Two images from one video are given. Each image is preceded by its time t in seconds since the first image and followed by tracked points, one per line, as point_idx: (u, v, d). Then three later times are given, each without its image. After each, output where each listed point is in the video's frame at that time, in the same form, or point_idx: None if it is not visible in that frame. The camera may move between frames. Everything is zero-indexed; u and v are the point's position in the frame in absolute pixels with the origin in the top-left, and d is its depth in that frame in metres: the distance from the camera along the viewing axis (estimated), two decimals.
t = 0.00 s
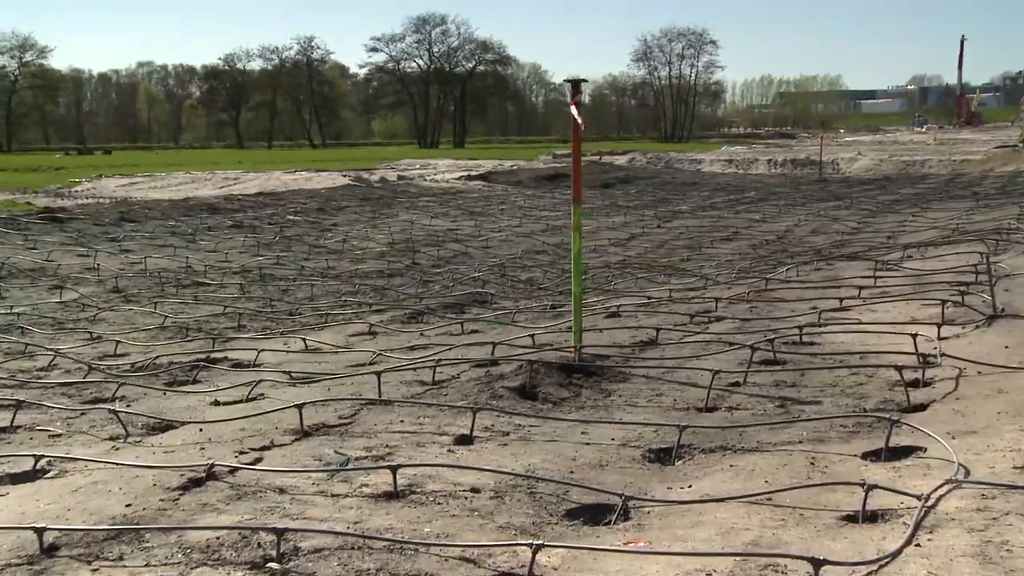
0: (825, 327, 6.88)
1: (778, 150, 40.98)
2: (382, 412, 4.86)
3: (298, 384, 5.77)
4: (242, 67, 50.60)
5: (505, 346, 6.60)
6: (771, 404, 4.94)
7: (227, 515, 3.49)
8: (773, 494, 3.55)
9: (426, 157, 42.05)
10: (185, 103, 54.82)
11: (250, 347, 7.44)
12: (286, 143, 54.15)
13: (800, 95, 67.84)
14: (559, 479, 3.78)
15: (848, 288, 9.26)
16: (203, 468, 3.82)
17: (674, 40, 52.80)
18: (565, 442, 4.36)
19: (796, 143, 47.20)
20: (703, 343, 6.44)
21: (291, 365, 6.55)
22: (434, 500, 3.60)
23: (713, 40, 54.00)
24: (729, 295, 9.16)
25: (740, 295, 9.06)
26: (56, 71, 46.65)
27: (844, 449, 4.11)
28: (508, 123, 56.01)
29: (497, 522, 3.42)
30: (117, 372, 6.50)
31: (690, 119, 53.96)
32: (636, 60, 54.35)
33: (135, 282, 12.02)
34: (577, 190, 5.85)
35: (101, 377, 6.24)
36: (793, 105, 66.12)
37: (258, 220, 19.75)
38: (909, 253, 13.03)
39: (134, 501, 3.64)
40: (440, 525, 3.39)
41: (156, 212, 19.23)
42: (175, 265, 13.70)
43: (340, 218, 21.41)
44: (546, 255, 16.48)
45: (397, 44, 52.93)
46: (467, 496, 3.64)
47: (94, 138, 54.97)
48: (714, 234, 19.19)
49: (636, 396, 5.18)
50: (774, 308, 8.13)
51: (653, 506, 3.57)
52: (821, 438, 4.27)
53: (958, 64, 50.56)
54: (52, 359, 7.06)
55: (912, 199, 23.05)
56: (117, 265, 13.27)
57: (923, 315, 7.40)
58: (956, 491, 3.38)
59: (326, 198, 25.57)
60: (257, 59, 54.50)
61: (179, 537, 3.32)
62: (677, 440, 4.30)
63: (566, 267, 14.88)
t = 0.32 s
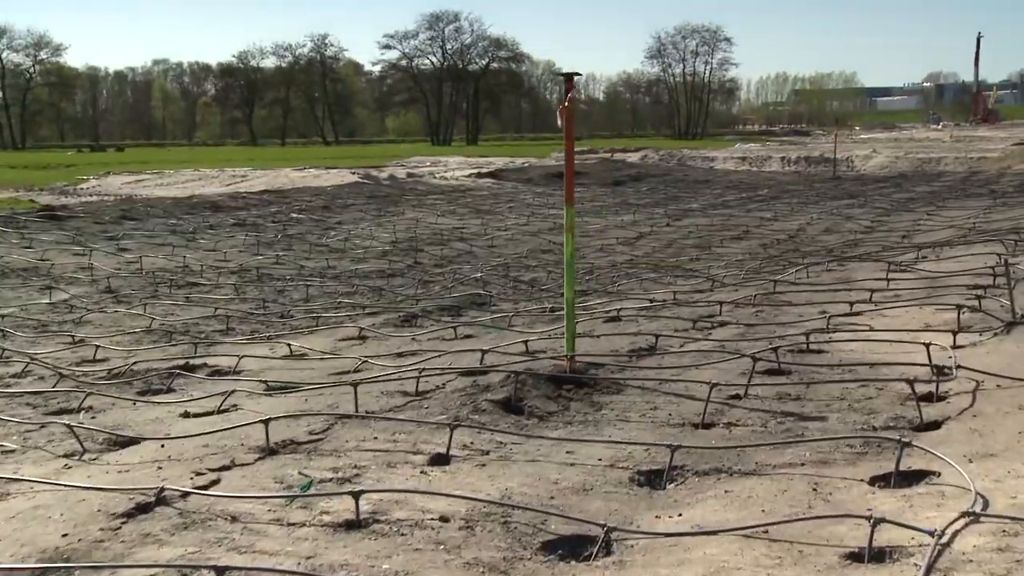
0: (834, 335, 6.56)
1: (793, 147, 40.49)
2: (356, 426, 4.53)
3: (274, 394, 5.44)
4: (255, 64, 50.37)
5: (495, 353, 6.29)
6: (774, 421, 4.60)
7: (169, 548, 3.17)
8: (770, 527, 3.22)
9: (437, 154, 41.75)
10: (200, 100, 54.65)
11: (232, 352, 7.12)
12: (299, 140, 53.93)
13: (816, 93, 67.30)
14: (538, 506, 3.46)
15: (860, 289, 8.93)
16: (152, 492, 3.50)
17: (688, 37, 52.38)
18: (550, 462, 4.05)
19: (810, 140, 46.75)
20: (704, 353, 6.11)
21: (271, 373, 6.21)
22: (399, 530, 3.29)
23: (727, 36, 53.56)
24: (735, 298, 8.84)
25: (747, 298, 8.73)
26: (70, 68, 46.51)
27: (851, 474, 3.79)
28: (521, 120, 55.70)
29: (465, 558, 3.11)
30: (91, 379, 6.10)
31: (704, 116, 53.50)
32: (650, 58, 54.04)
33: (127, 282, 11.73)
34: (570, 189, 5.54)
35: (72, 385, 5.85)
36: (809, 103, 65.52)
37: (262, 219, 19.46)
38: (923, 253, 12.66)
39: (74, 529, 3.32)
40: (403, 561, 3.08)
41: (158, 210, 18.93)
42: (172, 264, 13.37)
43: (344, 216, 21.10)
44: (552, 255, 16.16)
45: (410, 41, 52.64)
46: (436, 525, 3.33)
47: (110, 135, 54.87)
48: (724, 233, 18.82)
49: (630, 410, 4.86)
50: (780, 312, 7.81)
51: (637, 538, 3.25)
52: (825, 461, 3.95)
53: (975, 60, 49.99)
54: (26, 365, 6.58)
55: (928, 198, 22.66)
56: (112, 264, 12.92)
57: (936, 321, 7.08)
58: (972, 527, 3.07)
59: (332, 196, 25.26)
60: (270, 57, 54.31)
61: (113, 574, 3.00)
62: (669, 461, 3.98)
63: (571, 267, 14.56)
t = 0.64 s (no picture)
0: (834, 344, 6.25)
1: (802, 144, 40.14)
2: (319, 444, 4.24)
3: (241, 406, 5.13)
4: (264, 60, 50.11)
5: (477, 363, 5.99)
6: (768, 440, 4.29)
7: None
8: (756, 569, 2.94)
9: (443, 151, 41.50)
10: (209, 96, 54.37)
11: (207, 359, 6.82)
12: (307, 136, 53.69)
13: (825, 90, 66.94)
14: (502, 542, 3.17)
15: (865, 293, 8.62)
16: (82, 526, 3.20)
17: (697, 34, 52.11)
18: (524, 487, 3.76)
19: (819, 138, 46.33)
20: (696, 364, 5.81)
21: (243, 383, 5.90)
22: (349, 571, 3.00)
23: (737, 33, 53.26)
24: (734, 302, 8.53)
25: (748, 302, 8.43)
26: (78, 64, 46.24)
27: (848, 505, 3.49)
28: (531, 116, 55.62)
29: None
30: (53, 389, 5.78)
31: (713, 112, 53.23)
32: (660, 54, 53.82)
33: (114, 282, 11.46)
34: (554, 192, 5.27)
35: (28, 396, 5.52)
36: (819, 99, 65.14)
37: (260, 216, 19.18)
38: (931, 253, 12.34)
39: None
40: None
41: (154, 207, 18.70)
42: (162, 263, 13.11)
43: (344, 214, 20.83)
44: (552, 255, 15.86)
45: (418, 37, 52.32)
46: (390, 563, 3.04)
47: (119, 131, 54.63)
48: (729, 232, 18.48)
49: (613, 427, 4.56)
50: (780, 318, 7.49)
51: None
52: (819, 488, 3.65)
53: (985, 57, 49.57)
54: None
55: (937, 195, 22.31)
56: (101, 263, 12.66)
57: (943, 327, 6.77)
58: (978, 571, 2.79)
59: (334, 193, 24.99)
60: (277, 52, 54.08)
61: None
62: (650, 487, 3.69)
63: (570, 267, 14.28)
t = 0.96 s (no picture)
0: (831, 352, 5.94)
1: (809, 139, 39.70)
2: (270, 467, 3.94)
3: (198, 421, 4.85)
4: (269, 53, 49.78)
5: (453, 372, 5.68)
6: (751, 462, 3.98)
7: None
8: None
9: (447, 146, 41.17)
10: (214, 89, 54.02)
11: (175, 368, 6.54)
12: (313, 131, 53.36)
13: (834, 84, 66.33)
14: None
15: (865, 295, 8.29)
16: None
17: (705, 28, 51.62)
18: (483, 516, 3.46)
19: (827, 133, 45.82)
20: (683, 374, 5.50)
21: (206, 394, 5.61)
22: None
23: (745, 27, 52.78)
24: (730, 305, 8.20)
25: (743, 305, 8.11)
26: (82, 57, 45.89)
27: (835, 540, 3.18)
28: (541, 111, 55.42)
29: None
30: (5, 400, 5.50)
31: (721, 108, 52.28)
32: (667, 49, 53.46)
33: (96, 282, 11.22)
34: (530, 191, 4.99)
35: None
36: (827, 94, 64.67)
37: (254, 213, 18.91)
38: (936, 253, 12.00)
39: None
40: None
41: (146, 203, 18.48)
42: (148, 262, 12.86)
43: (341, 210, 20.55)
44: (549, 253, 15.57)
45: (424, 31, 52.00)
46: None
47: (125, 124, 54.35)
48: (731, 229, 18.13)
49: (589, 445, 4.25)
50: (776, 322, 7.16)
51: None
52: (804, 519, 3.35)
53: (994, 51, 49.04)
54: None
55: (943, 192, 21.94)
56: (84, 262, 12.42)
57: (945, 333, 6.45)
58: None
59: (333, 189, 24.72)
60: (283, 46, 53.77)
61: None
62: (620, 516, 3.38)
63: (567, 266, 13.99)
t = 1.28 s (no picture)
0: (826, 360, 5.62)
1: (814, 133, 39.35)
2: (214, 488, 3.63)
3: (150, 434, 4.55)
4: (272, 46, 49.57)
5: (427, 381, 5.38)
6: (736, 485, 3.66)
7: None
8: None
9: (449, 139, 40.89)
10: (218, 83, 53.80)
11: (139, 373, 6.25)
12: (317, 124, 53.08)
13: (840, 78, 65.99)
14: None
15: (865, 295, 7.98)
16: None
17: (711, 22, 51.40)
18: (437, 549, 3.15)
19: (833, 126, 45.44)
20: (668, 384, 5.19)
21: (165, 404, 5.33)
22: None
23: (751, 21, 52.50)
24: (724, 306, 7.88)
25: (739, 307, 7.78)
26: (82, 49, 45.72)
27: None
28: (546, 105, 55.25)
29: None
30: None
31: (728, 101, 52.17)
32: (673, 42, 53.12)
33: (75, 281, 10.97)
34: (505, 188, 4.68)
35: None
36: (834, 88, 64.28)
37: (247, 208, 18.66)
38: (940, 250, 11.70)
39: None
40: None
41: (137, 200, 18.26)
42: (132, 261, 12.61)
43: (337, 205, 20.29)
44: (545, 250, 15.27)
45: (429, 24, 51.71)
46: None
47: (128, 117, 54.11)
48: (732, 225, 17.81)
49: (562, 464, 3.94)
50: (772, 326, 6.84)
51: None
52: (789, 553, 3.04)
53: (1001, 45, 48.62)
54: None
55: (948, 186, 21.62)
56: (66, 262, 12.19)
57: (946, 338, 6.13)
58: None
59: (330, 183, 24.47)
60: (286, 39, 53.54)
61: None
62: (587, 550, 3.08)
63: (562, 263, 13.72)
